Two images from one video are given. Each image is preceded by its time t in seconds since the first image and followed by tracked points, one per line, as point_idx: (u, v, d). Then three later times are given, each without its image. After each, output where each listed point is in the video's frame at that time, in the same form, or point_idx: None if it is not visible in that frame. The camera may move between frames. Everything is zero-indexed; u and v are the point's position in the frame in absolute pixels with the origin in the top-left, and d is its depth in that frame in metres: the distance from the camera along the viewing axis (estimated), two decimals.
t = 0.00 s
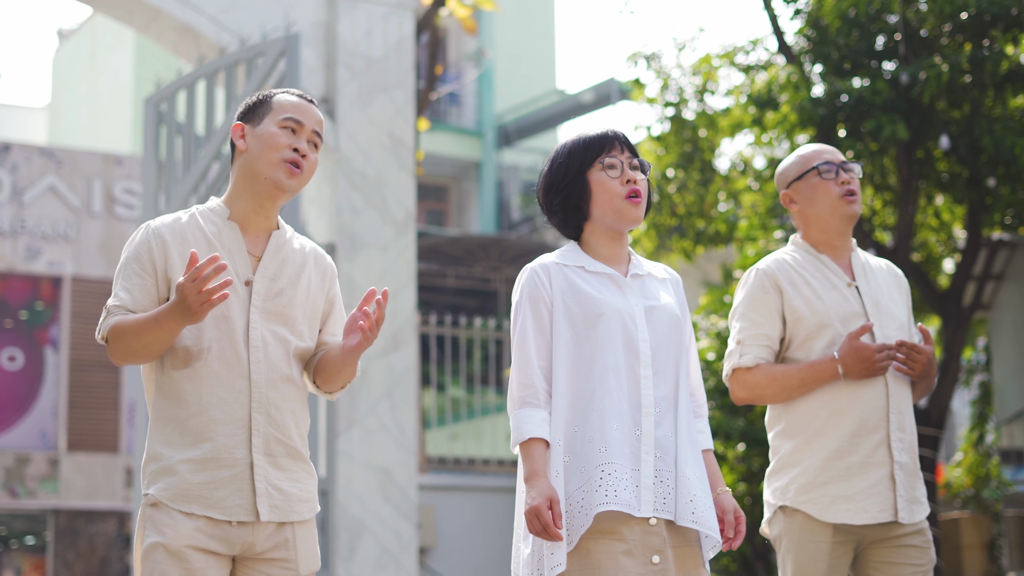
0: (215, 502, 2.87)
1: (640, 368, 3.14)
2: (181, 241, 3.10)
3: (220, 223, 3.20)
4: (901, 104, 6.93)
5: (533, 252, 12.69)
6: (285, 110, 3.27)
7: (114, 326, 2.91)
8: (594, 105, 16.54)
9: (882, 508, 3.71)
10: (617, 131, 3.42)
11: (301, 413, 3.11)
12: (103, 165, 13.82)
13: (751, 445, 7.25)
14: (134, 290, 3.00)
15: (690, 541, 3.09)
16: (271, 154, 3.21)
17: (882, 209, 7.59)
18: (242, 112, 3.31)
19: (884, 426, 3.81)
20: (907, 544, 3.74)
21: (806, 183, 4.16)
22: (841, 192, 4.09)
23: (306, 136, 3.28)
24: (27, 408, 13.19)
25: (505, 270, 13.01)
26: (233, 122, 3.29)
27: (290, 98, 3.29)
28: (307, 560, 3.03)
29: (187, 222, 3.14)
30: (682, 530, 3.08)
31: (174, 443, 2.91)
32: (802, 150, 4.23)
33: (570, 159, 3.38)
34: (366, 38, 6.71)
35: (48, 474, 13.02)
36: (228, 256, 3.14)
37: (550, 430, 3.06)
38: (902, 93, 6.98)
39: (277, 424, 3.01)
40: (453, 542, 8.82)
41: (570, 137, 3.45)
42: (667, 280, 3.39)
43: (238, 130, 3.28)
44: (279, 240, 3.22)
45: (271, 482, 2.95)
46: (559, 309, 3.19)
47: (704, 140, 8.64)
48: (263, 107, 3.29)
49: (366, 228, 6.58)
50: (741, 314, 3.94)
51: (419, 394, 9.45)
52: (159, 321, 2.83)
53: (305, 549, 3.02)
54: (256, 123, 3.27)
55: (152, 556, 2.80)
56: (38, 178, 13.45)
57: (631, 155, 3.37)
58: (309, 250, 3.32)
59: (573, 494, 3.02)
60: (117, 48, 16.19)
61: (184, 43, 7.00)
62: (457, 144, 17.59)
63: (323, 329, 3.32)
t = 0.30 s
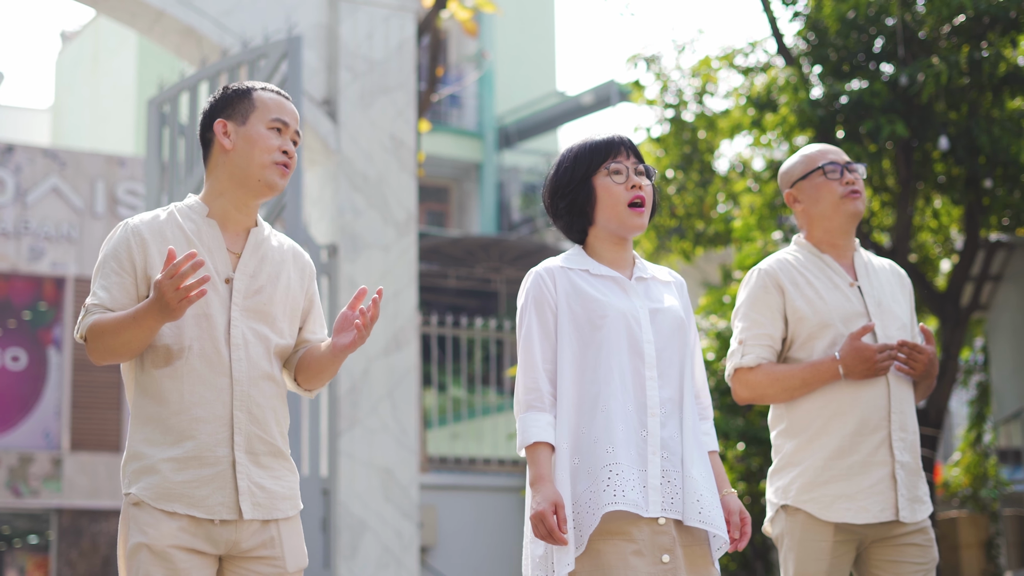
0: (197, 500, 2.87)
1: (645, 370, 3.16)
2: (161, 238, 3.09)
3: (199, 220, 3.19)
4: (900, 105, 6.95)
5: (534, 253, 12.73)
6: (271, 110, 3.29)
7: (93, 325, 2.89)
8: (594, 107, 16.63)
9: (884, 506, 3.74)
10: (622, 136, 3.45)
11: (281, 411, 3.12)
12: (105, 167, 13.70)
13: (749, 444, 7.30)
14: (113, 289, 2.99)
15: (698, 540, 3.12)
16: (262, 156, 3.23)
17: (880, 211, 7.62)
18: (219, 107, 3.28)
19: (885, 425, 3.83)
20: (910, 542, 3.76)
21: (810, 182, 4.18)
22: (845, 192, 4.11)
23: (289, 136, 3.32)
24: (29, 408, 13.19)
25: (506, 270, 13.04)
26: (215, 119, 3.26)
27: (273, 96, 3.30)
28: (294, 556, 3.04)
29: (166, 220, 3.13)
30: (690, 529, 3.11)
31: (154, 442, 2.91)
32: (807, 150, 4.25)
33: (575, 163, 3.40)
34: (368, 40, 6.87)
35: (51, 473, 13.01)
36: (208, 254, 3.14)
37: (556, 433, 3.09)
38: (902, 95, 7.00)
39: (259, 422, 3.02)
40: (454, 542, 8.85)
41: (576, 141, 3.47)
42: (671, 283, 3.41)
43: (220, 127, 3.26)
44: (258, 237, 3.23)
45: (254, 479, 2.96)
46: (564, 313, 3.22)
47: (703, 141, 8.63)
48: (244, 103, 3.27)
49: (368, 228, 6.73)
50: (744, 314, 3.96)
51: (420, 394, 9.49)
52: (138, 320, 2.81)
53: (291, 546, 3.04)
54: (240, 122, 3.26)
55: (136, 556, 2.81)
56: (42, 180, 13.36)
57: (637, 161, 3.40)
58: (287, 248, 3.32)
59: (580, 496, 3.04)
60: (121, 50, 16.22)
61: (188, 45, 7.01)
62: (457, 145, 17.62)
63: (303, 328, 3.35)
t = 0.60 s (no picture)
0: (188, 501, 2.88)
1: (650, 372, 3.19)
2: (144, 241, 3.08)
3: (182, 221, 3.18)
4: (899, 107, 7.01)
5: (534, 254, 12.76)
6: (247, 106, 3.29)
7: (78, 330, 2.88)
8: (594, 109, 16.70)
9: (886, 507, 3.76)
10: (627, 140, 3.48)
11: (269, 411, 3.13)
12: (109, 167, 13.52)
13: (748, 444, 7.33)
14: (97, 292, 2.97)
15: (702, 540, 3.15)
16: (241, 153, 3.23)
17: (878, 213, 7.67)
18: (194, 106, 3.28)
19: (888, 426, 3.86)
20: (911, 542, 3.79)
21: (815, 184, 4.20)
22: (849, 195, 4.14)
23: (265, 131, 3.32)
24: (33, 407, 12.93)
25: (506, 271, 13.08)
26: (191, 118, 3.26)
27: (248, 92, 3.30)
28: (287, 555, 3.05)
29: (148, 221, 3.12)
30: (694, 529, 3.13)
31: (143, 444, 2.91)
32: (812, 152, 4.28)
33: (581, 167, 3.43)
34: (370, 42, 7.10)
35: (54, 472, 12.78)
36: (191, 255, 3.13)
37: (560, 434, 3.11)
38: (900, 98, 7.05)
39: (248, 422, 3.02)
40: (454, 542, 8.88)
41: (583, 145, 3.50)
42: (675, 286, 3.42)
43: (197, 126, 3.25)
44: (241, 236, 3.22)
45: (244, 479, 2.97)
46: (569, 315, 3.24)
47: (703, 144, 8.62)
48: (219, 101, 3.27)
49: (369, 230, 6.98)
50: (747, 314, 3.98)
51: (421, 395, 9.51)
52: (124, 323, 2.80)
53: (283, 545, 3.05)
54: (215, 120, 3.26)
55: (128, 558, 2.82)
56: (44, 180, 13.16)
57: (641, 164, 3.43)
58: (271, 246, 3.33)
59: (585, 496, 3.07)
60: (124, 52, 16.24)
61: (191, 47, 7.05)
62: (458, 147, 17.64)
63: (289, 326, 3.35)
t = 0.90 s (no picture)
0: (185, 501, 2.90)
1: (654, 371, 3.22)
2: (132, 244, 3.09)
3: (168, 223, 3.19)
4: (897, 111, 7.05)
5: (534, 255, 12.78)
6: (226, 104, 3.30)
7: (67, 337, 2.90)
8: (594, 112, 16.73)
9: (888, 505, 3.78)
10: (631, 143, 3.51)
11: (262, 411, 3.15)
12: (112, 169, 13.45)
13: (748, 444, 7.39)
14: (86, 299, 2.99)
15: (703, 539, 3.17)
16: (222, 151, 3.25)
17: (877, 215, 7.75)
18: (172, 107, 3.30)
19: (890, 425, 3.88)
20: (914, 541, 3.81)
21: (816, 185, 4.23)
22: (849, 196, 4.16)
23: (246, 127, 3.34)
24: (36, 407, 12.91)
25: (506, 272, 13.11)
26: (170, 119, 3.28)
27: (227, 90, 3.32)
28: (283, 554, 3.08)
29: (135, 224, 3.13)
30: (696, 528, 3.16)
31: (139, 446, 2.93)
32: (814, 153, 4.30)
33: (584, 169, 3.46)
34: (371, 45, 7.15)
35: (58, 472, 12.78)
36: (180, 256, 3.14)
37: (565, 431, 3.14)
38: (897, 99, 7.07)
39: (243, 422, 3.05)
40: (456, 541, 8.91)
41: (588, 147, 3.53)
42: (678, 287, 3.45)
43: (177, 126, 3.27)
44: (228, 235, 3.24)
45: (239, 479, 2.99)
46: (573, 314, 3.27)
47: (702, 145, 8.72)
48: (197, 101, 3.29)
49: (371, 231, 7.01)
50: (750, 313, 4.01)
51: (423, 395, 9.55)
52: (110, 329, 2.83)
53: (278, 544, 3.07)
54: (195, 119, 3.28)
55: (125, 559, 2.84)
56: (48, 182, 13.06)
57: (645, 166, 3.45)
58: (259, 243, 3.35)
59: (589, 494, 3.09)
60: (127, 55, 16.29)
61: (194, 49, 7.12)
62: (459, 149, 17.67)
63: (280, 323, 3.38)
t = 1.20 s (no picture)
0: (185, 502, 2.94)
1: (656, 375, 3.25)
2: (127, 249, 3.13)
3: (163, 226, 3.22)
4: (895, 114, 7.10)
5: (535, 256, 12.81)
6: (213, 105, 3.33)
7: (64, 344, 2.94)
8: (593, 114, 16.77)
9: (886, 505, 3.82)
10: (633, 148, 3.54)
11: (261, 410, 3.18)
12: (115, 171, 12.99)
13: (746, 445, 7.45)
14: (82, 306, 3.02)
15: (708, 539, 3.20)
16: (210, 153, 3.27)
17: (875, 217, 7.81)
18: (160, 111, 3.33)
19: (887, 425, 3.92)
20: (911, 541, 3.84)
21: (811, 191, 4.28)
22: (843, 201, 4.20)
23: (234, 126, 3.36)
24: (40, 407, 12.84)
25: (507, 273, 13.14)
26: (158, 123, 3.31)
27: (214, 91, 3.34)
28: (283, 551, 3.11)
29: (130, 229, 3.17)
30: (701, 528, 3.19)
31: (139, 448, 2.97)
32: (813, 158, 4.34)
33: (587, 174, 3.49)
34: (373, 47, 7.18)
35: (61, 471, 12.63)
36: (177, 259, 3.17)
37: (569, 436, 3.17)
38: (894, 101, 7.11)
39: (242, 422, 3.08)
40: (457, 541, 8.95)
41: (591, 152, 3.56)
42: (679, 291, 3.49)
43: (164, 130, 3.30)
44: (223, 235, 3.27)
45: (239, 479, 3.03)
46: (576, 320, 3.30)
47: (701, 147, 8.73)
48: (184, 103, 3.32)
49: (373, 232, 7.04)
50: (747, 317, 4.04)
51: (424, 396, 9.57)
52: (104, 335, 2.86)
53: (279, 543, 3.10)
54: (182, 121, 3.31)
55: (127, 558, 2.87)
56: (52, 184, 12.79)
57: (647, 171, 3.48)
58: (255, 242, 3.38)
59: (593, 497, 3.12)
60: (130, 57, 16.32)
61: (198, 52, 7.19)
62: (459, 150, 17.71)
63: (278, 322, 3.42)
